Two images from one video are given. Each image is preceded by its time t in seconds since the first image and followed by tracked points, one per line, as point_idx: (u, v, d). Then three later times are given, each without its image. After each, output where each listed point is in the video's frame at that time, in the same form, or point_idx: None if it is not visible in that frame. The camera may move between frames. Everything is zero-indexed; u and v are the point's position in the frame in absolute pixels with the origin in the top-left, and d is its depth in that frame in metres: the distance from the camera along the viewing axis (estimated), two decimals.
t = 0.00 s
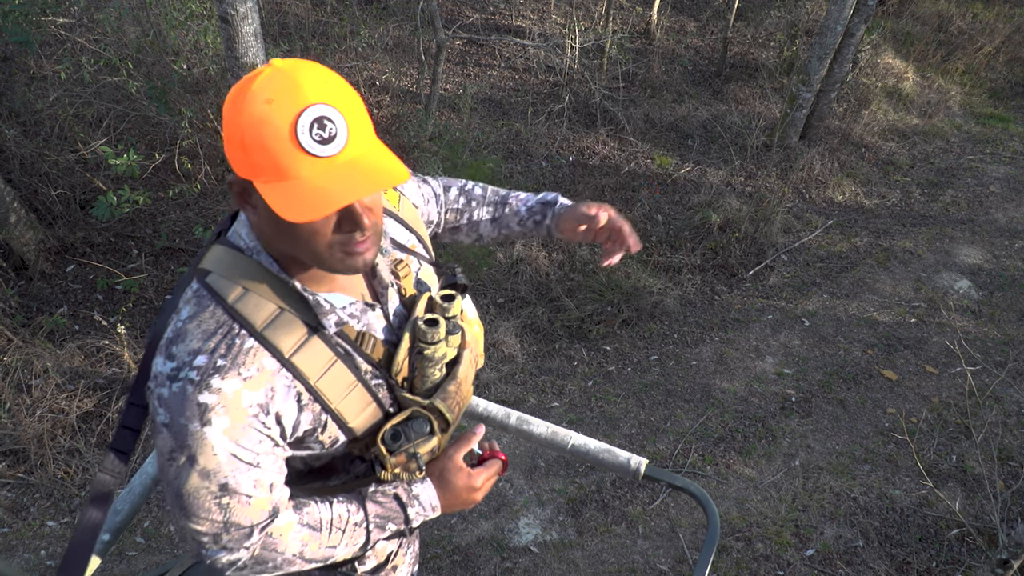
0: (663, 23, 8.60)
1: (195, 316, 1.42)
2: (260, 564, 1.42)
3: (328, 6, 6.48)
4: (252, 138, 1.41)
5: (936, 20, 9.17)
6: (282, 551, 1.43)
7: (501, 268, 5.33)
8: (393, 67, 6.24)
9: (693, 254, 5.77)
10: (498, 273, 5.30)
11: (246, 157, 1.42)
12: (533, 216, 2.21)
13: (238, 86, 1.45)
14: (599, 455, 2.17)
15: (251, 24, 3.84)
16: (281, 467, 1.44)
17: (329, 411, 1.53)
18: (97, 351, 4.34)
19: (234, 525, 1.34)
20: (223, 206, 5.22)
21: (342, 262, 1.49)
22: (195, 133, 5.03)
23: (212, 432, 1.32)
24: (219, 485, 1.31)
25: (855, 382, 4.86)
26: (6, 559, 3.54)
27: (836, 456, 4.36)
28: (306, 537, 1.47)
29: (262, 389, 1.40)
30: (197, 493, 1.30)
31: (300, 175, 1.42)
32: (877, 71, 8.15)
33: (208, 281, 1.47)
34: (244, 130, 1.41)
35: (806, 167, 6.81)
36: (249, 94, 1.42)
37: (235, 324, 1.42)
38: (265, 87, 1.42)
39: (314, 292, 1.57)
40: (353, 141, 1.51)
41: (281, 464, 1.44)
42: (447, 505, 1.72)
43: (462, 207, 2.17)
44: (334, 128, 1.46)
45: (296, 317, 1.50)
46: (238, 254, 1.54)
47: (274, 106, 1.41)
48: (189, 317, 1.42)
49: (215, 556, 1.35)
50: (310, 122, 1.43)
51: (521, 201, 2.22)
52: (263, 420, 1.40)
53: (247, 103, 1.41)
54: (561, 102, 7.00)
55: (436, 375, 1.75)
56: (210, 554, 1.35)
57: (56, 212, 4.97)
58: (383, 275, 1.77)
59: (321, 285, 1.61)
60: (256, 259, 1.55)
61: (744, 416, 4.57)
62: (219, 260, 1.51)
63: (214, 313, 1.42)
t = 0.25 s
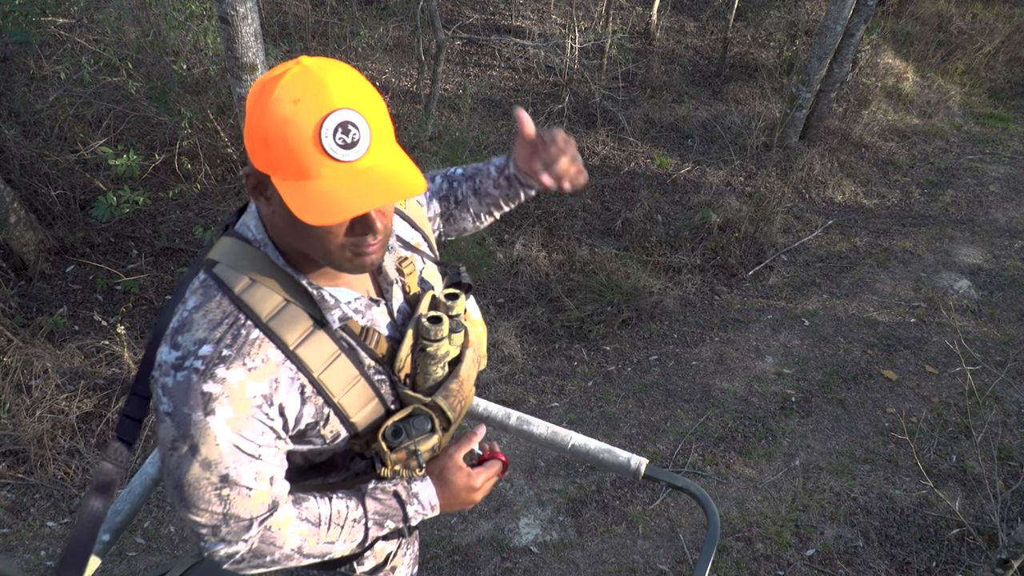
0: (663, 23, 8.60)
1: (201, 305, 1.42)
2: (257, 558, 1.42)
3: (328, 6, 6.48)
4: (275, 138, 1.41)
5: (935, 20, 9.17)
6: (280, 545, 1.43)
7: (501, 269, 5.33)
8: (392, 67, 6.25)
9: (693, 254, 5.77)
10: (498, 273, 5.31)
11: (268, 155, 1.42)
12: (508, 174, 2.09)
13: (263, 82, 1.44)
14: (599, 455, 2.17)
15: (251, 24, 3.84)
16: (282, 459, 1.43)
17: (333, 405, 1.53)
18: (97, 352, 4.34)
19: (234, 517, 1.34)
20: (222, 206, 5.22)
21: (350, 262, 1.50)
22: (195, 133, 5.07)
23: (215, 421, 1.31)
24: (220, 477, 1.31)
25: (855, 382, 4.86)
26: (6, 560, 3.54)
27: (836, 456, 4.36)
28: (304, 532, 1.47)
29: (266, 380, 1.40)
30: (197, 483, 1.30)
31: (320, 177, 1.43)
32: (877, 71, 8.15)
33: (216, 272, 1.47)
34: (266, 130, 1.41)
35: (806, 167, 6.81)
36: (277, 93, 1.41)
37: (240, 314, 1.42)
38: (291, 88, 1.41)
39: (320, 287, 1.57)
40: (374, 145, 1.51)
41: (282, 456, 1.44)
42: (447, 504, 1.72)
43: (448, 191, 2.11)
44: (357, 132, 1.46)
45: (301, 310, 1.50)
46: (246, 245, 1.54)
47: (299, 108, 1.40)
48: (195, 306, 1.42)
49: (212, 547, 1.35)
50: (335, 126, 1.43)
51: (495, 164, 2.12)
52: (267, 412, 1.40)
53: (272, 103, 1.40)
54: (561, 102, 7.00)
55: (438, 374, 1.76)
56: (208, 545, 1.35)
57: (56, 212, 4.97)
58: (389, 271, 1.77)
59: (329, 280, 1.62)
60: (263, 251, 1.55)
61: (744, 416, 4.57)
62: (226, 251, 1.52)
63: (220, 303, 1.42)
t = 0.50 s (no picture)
0: (663, 23, 8.60)
1: (202, 304, 1.42)
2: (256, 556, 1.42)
3: (328, 7, 6.48)
4: (269, 138, 1.41)
5: (936, 20, 9.17)
6: (280, 543, 1.43)
7: (501, 269, 5.33)
8: (393, 67, 6.26)
9: (693, 254, 5.77)
10: (498, 273, 5.31)
11: (260, 155, 1.42)
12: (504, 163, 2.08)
13: (259, 83, 1.45)
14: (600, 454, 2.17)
15: (251, 24, 3.83)
16: (281, 458, 1.44)
17: (332, 405, 1.53)
18: (98, 352, 4.34)
19: (233, 514, 1.34)
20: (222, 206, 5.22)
21: (348, 262, 1.50)
22: (195, 133, 5.06)
23: (215, 420, 1.32)
24: (219, 475, 1.31)
25: (855, 382, 4.86)
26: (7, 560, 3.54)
27: (836, 456, 4.36)
28: (304, 530, 1.47)
29: (266, 379, 1.40)
30: (197, 481, 1.30)
31: (315, 177, 1.43)
32: (877, 71, 8.14)
33: (217, 270, 1.48)
34: (261, 131, 1.41)
35: (806, 167, 6.81)
36: (270, 93, 1.41)
37: (240, 313, 1.42)
38: (284, 88, 1.41)
39: (320, 285, 1.57)
40: (369, 145, 1.51)
41: (281, 455, 1.44)
42: (447, 504, 1.72)
43: (450, 186, 2.13)
44: (351, 132, 1.46)
45: (301, 310, 1.50)
46: (247, 245, 1.54)
47: (292, 109, 1.40)
48: (197, 305, 1.42)
49: (212, 545, 1.35)
50: (328, 125, 1.43)
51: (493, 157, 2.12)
52: (266, 411, 1.40)
53: (265, 104, 1.40)
54: (561, 102, 7.00)
55: (438, 374, 1.75)
56: (207, 543, 1.35)
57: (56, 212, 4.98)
58: (390, 272, 1.78)
59: (329, 280, 1.62)
60: (264, 251, 1.56)
61: (744, 416, 4.57)
62: (228, 250, 1.52)
63: (221, 302, 1.42)
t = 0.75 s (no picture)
0: (663, 23, 8.60)
1: (203, 304, 1.42)
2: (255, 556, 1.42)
3: (328, 7, 6.48)
4: (272, 139, 1.40)
5: (935, 20, 9.17)
6: (278, 543, 1.43)
7: (501, 269, 5.33)
8: (392, 67, 6.27)
9: (693, 254, 5.78)
10: (498, 273, 5.31)
11: (263, 155, 1.42)
12: (517, 187, 2.10)
13: (259, 83, 1.44)
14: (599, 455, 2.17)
15: (251, 24, 3.83)
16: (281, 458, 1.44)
17: (332, 405, 1.53)
18: (98, 352, 4.34)
19: (232, 514, 1.34)
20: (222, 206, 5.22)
21: (351, 262, 1.50)
22: (195, 133, 5.06)
23: (215, 419, 1.32)
24: (218, 474, 1.31)
25: (855, 382, 4.86)
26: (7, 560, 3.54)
27: (836, 456, 4.36)
28: (303, 530, 1.47)
29: (266, 379, 1.40)
30: (196, 480, 1.30)
31: (318, 178, 1.43)
32: (877, 71, 8.14)
33: (219, 270, 1.48)
34: (263, 131, 1.41)
35: (806, 167, 6.81)
36: (272, 93, 1.40)
37: (242, 313, 1.42)
38: (285, 89, 1.41)
39: (322, 286, 1.56)
40: (370, 145, 1.51)
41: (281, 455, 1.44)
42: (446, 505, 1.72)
43: (455, 191, 2.12)
44: (354, 133, 1.46)
45: (302, 310, 1.50)
46: (249, 244, 1.54)
47: (294, 109, 1.40)
48: (198, 304, 1.42)
49: (211, 545, 1.35)
50: (331, 126, 1.42)
51: (505, 173, 2.12)
52: (266, 411, 1.40)
53: (268, 104, 1.40)
54: (561, 103, 6.99)
55: (439, 375, 1.74)
56: (206, 543, 1.35)
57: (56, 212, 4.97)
58: (391, 273, 1.78)
59: (330, 280, 1.61)
60: (266, 251, 1.55)
61: (744, 416, 4.57)
62: (229, 249, 1.52)
63: (222, 301, 1.42)
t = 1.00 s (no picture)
0: (662, 23, 8.60)
1: (203, 307, 1.42)
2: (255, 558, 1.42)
3: (327, 7, 6.48)
4: (274, 146, 1.40)
5: (935, 20, 9.17)
6: (279, 545, 1.43)
7: (501, 269, 5.33)
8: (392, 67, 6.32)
9: (693, 254, 5.78)
10: (498, 273, 5.31)
11: (265, 163, 1.41)
12: (532, 222, 2.14)
13: (259, 90, 1.43)
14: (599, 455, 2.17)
15: (250, 24, 3.83)
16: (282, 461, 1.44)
17: (332, 408, 1.53)
18: (98, 352, 4.34)
19: (232, 517, 1.34)
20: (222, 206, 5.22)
21: (354, 265, 1.51)
22: (195, 133, 5.07)
23: (214, 423, 1.32)
24: (218, 478, 1.32)
25: (855, 382, 4.86)
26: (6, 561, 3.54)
27: (835, 456, 4.36)
28: (304, 532, 1.47)
29: (266, 382, 1.40)
30: (196, 484, 1.31)
31: (322, 185, 1.43)
32: (876, 71, 8.14)
33: (217, 273, 1.48)
34: (266, 138, 1.40)
35: (806, 167, 6.81)
36: (273, 101, 1.40)
37: (241, 316, 1.42)
38: (287, 96, 1.40)
39: (320, 290, 1.56)
40: (373, 151, 1.51)
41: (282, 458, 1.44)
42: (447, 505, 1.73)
43: (468, 204, 2.16)
44: (357, 139, 1.45)
45: (301, 313, 1.50)
46: (247, 248, 1.54)
47: (296, 117, 1.39)
48: (198, 308, 1.43)
49: (211, 547, 1.36)
50: (334, 133, 1.42)
51: (524, 203, 2.15)
52: (266, 414, 1.40)
53: (270, 112, 1.39)
54: (561, 103, 6.99)
55: (439, 377, 1.74)
56: (207, 546, 1.36)
57: (55, 212, 4.97)
58: (390, 275, 1.78)
59: (328, 282, 1.61)
60: (265, 254, 1.55)
61: (744, 416, 4.57)
62: (228, 253, 1.52)
63: (221, 305, 1.43)
